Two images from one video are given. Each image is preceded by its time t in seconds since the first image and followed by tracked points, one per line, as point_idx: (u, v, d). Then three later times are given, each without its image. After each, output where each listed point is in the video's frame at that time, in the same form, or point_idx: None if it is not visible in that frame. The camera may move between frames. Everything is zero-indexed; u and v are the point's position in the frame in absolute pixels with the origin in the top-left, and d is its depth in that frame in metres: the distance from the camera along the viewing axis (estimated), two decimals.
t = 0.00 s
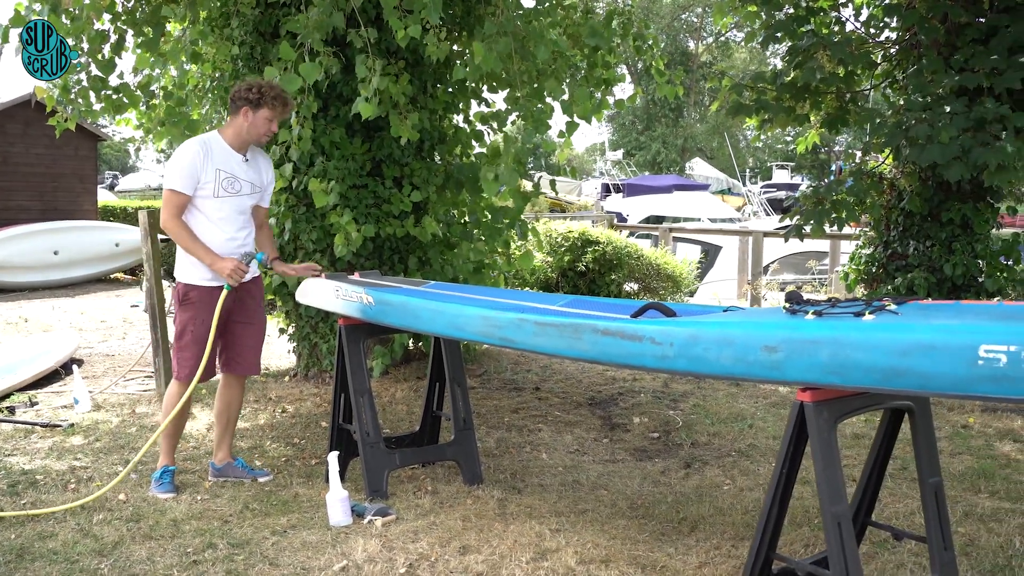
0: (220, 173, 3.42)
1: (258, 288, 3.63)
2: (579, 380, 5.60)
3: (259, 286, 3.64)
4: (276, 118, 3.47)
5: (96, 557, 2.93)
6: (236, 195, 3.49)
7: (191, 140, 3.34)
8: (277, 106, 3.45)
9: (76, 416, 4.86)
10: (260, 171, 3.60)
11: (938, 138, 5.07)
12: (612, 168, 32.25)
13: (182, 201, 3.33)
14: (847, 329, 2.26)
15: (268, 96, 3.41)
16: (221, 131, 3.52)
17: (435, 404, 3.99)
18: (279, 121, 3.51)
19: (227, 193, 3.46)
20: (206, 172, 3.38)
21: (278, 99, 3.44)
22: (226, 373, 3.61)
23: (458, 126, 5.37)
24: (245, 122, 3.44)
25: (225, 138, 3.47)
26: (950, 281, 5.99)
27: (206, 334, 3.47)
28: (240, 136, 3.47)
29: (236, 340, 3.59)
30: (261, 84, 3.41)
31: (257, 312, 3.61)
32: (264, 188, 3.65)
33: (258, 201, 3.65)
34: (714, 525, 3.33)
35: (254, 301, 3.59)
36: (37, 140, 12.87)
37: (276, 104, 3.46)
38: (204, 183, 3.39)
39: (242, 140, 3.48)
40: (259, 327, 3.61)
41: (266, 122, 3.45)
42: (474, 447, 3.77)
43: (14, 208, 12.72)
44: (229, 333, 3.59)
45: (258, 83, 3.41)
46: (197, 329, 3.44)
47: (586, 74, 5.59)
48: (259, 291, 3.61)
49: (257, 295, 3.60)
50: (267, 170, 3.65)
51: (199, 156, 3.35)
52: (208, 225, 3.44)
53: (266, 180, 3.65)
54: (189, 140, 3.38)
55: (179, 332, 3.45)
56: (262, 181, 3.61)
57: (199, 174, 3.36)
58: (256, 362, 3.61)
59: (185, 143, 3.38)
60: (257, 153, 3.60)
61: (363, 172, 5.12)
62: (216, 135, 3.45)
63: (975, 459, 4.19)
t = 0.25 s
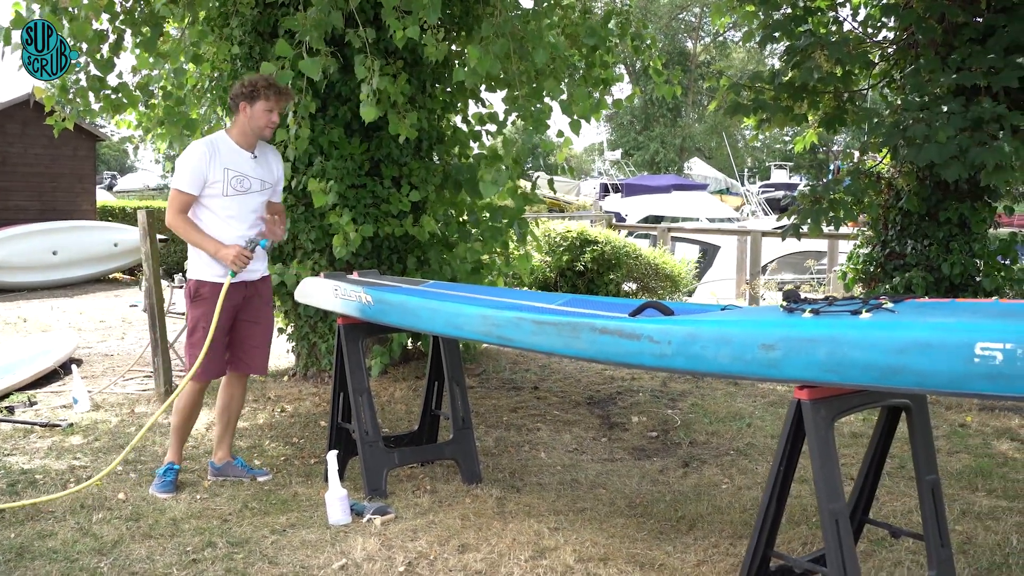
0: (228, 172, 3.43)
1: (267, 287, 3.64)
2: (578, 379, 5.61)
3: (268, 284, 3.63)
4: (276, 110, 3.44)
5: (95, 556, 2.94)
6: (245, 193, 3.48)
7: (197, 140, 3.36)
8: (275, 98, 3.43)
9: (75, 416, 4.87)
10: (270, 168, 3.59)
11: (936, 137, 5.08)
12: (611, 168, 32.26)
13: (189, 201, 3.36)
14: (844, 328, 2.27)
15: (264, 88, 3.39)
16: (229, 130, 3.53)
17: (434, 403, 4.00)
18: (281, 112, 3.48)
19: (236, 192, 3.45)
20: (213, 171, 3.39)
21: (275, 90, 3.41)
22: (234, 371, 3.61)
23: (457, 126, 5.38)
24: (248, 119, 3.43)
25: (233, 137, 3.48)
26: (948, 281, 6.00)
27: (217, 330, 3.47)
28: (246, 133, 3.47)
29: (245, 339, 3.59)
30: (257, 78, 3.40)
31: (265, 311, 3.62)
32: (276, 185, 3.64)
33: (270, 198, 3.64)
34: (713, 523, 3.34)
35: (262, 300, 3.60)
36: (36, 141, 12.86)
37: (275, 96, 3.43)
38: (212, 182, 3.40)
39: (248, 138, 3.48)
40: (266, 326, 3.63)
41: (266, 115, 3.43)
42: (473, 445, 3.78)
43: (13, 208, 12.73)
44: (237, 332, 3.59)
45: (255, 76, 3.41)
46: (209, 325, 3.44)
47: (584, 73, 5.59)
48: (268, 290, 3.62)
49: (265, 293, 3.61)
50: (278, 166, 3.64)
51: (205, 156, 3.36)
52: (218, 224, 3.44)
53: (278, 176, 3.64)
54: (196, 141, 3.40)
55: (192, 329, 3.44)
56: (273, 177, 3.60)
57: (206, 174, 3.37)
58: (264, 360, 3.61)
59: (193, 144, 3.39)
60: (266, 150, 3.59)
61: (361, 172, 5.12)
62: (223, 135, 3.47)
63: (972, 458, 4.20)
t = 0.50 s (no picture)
0: (234, 176, 3.44)
1: (271, 288, 3.65)
2: (577, 379, 5.63)
3: (271, 285, 3.64)
4: (282, 115, 3.44)
5: (98, 554, 2.96)
6: (251, 198, 3.50)
7: (205, 144, 3.37)
8: (280, 102, 3.42)
9: (76, 415, 4.88)
10: (277, 173, 3.59)
11: (933, 138, 5.11)
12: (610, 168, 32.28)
13: (193, 203, 3.38)
14: (842, 326, 2.29)
15: (270, 92, 3.39)
16: (238, 133, 3.54)
17: (434, 402, 4.02)
18: (287, 116, 3.48)
19: (241, 197, 3.47)
20: (219, 175, 3.41)
21: (281, 94, 3.41)
22: (237, 371, 3.62)
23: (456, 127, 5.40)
24: (255, 123, 3.44)
25: (240, 141, 3.49)
26: (946, 280, 6.03)
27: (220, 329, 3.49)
28: (253, 138, 3.48)
29: (248, 338, 3.60)
30: (265, 82, 3.40)
31: (268, 310, 3.63)
32: (283, 190, 3.65)
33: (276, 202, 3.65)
34: (711, 521, 3.36)
35: (265, 300, 3.61)
36: (35, 141, 12.87)
37: (282, 100, 3.43)
38: (217, 186, 3.42)
39: (255, 143, 3.49)
40: (270, 325, 3.63)
41: (272, 119, 3.42)
42: (473, 444, 3.80)
43: (12, 208, 12.74)
44: (241, 332, 3.60)
45: (263, 80, 3.40)
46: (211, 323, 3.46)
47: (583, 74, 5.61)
48: (271, 290, 3.63)
49: (269, 293, 3.62)
50: (286, 171, 3.65)
51: (212, 160, 3.38)
52: (222, 227, 3.47)
53: (286, 181, 3.65)
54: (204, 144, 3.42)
55: (195, 326, 3.47)
56: (280, 182, 3.61)
57: (212, 178, 3.39)
58: (267, 360, 3.61)
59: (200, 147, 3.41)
60: (275, 154, 3.59)
61: (361, 172, 5.14)
62: (231, 138, 3.48)
63: (969, 456, 4.22)
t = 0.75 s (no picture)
0: (240, 176, 3.47)
1: (272, 288, 3.68)
2: (575, 378, 5.65)
3: (274, 285, 3.67)
4: (287, 114, 3.45)
5: (100, 552, 2.98)
6: (256, 198, 3.53)
7: (212, 144, 3.40)
8: (286, 101, 3.43)
9: (76, 415, 4.90)
10: (283, 173, 3.62)
11: (929, 139, 5.14)
12: (607, 169, 32.31)
13: (200, 202, 3.41)
14: (837, 326, 2.32)
15: (275, 91, 3.40)
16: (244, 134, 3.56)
17: (433, 401, 4.05)
18: (293, 115, 3.49)
19: (247, 197, 3.50)
20: (225, 175, 3.43)
21: (286, 94, 3.42)
22: (240, 371, 3.64)
23: (455, 128, 5.41)
24: (262, 123, 3.46)
25: (247, 141, 3.52)
26: (941, 280, 6.07)
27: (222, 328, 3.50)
28: (260, 138, 3.50)
29: (250, 338, 3.63)
30: (270, 82, 3.42)
31: (270, 310, 3.66)
32: (289, 190, 3.68)
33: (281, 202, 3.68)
34: (709, 519, 3.39)
35: (267, 300, 3.64)
36: (34, 141, 12.88)
37: (287, 99, 3.44)
38: (223, 185, 3.45)
39: (262, 143, 3.51)
40: (272, 326, 3.66)
41: (278, 118, 3.44)
42: (472, 443, 3.82)
43: (11, 209, 12.75)
44: (243, 332, 3.63)
45: (269, 80, 3.42)
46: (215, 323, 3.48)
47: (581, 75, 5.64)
48: (274, 291, 3.66)
49: (271, 293, 3.65)
50: (292, 170, 3.67)
51: (218, 160, 3.40)
52: (227, 226, 3.49)
53: (291, 181, 3.67)
54: (211, 144, 3.44)
55: (198, 325, 3.49)
56: (285, 183, 3.64)
57: (218, 177, 3.42)
58: (269, 360, 3.64)
59: (207, 147, 3.44)
60: (281, 155, 3.62)
61: (360, 173, 5.17)
62: (238, 138, 3.50)
63: (964, 455, 4.26)
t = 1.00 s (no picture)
0: (244, 175, 3.50)
1: (276, 289, 3.72)
2: (573, 378, 5.69)
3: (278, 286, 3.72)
4: (288, 112, 3.49)
5: (104, 549, 3.01)
6: (260, 198, 3.56)
7: (216, 144, 3.43)
8: (284, 98, 3.46)
9: (77, 414, 4.93)
10: (285, 172, 3.65)
11: (923, 140, 5.20)
12: (604, 169, 32.36)
13: (204, 202, 3.44)
14: (832, 326, 2.36)
15: (273, 89, 3.44)
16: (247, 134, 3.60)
17: (432, 401, 4.08)
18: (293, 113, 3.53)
19: (251, 196, 3.53)
20: (230, 175, 3.46)
21: (286, 92, 3.46)
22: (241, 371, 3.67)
23: (453, 130, 5.39)
24: (264, 122, 3.50)
25: (250, 141, 3.55)
26: (936, 281, 6.12)
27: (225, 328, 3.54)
28: (262, 137, 3.54)
29: (252, 339, 3.67)
30: (270, 81, 3.46)
31: (273, 311, 3.70)
32: (291, 189, 3.71)
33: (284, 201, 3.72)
34: (705, 517, 3.43)
35: (270, 301, 3.67)
36: (32, 142, 12.90)
37: (285, 97, 3.48)
38: (228, 185, 3.48)
39: (264, 142, 3.55)
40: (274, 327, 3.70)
41: (279, 116, 3.49)
42: (471, 443, 3.86)
43: (9, 209, 12.76)
44: (246, 332, 3.66)
45: (269, 79, 3.46)
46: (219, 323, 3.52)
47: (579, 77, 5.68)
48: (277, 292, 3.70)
49: (274, 295, 3.69)
50: (294, 169, 3.71)
51: (223, 159, 3.43)
52: (230, 225, 3.53)
53: (294, 180, 3.71)
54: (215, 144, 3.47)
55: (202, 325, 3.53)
56: (288, 182, 3.67)
57: (223, 177, 3.45)
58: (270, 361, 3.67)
59: (211, 147, 3.46)
60: (283, 155, 3.66)
61: (360, 174, 5.20)
62: (241, 138, 3.54)
63: (958, 454, 4.30)
